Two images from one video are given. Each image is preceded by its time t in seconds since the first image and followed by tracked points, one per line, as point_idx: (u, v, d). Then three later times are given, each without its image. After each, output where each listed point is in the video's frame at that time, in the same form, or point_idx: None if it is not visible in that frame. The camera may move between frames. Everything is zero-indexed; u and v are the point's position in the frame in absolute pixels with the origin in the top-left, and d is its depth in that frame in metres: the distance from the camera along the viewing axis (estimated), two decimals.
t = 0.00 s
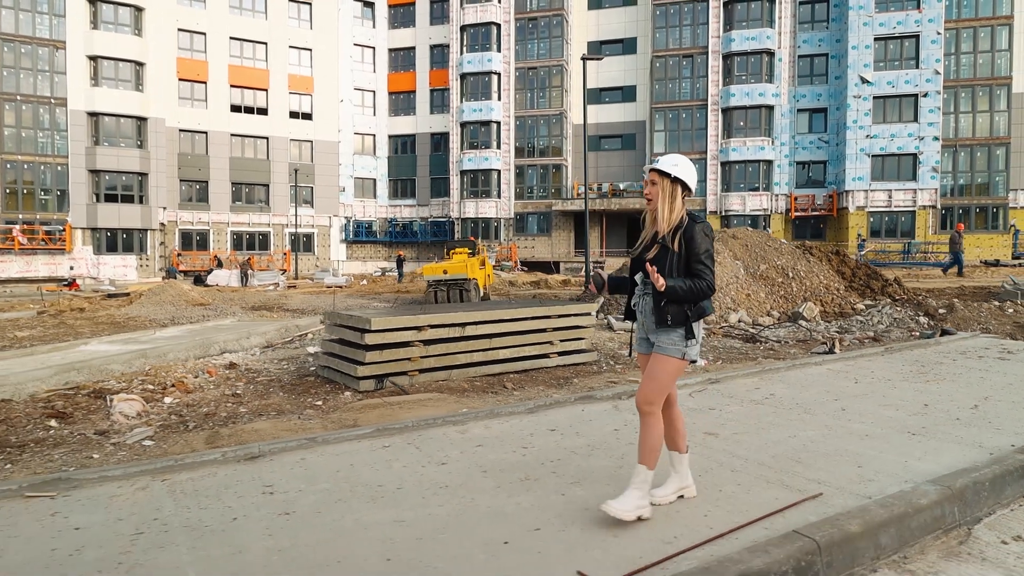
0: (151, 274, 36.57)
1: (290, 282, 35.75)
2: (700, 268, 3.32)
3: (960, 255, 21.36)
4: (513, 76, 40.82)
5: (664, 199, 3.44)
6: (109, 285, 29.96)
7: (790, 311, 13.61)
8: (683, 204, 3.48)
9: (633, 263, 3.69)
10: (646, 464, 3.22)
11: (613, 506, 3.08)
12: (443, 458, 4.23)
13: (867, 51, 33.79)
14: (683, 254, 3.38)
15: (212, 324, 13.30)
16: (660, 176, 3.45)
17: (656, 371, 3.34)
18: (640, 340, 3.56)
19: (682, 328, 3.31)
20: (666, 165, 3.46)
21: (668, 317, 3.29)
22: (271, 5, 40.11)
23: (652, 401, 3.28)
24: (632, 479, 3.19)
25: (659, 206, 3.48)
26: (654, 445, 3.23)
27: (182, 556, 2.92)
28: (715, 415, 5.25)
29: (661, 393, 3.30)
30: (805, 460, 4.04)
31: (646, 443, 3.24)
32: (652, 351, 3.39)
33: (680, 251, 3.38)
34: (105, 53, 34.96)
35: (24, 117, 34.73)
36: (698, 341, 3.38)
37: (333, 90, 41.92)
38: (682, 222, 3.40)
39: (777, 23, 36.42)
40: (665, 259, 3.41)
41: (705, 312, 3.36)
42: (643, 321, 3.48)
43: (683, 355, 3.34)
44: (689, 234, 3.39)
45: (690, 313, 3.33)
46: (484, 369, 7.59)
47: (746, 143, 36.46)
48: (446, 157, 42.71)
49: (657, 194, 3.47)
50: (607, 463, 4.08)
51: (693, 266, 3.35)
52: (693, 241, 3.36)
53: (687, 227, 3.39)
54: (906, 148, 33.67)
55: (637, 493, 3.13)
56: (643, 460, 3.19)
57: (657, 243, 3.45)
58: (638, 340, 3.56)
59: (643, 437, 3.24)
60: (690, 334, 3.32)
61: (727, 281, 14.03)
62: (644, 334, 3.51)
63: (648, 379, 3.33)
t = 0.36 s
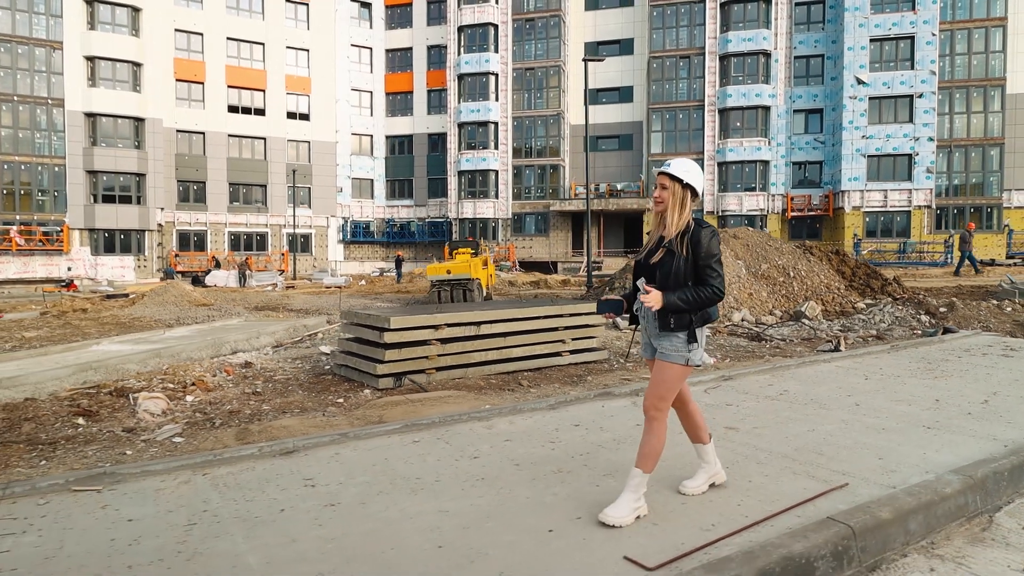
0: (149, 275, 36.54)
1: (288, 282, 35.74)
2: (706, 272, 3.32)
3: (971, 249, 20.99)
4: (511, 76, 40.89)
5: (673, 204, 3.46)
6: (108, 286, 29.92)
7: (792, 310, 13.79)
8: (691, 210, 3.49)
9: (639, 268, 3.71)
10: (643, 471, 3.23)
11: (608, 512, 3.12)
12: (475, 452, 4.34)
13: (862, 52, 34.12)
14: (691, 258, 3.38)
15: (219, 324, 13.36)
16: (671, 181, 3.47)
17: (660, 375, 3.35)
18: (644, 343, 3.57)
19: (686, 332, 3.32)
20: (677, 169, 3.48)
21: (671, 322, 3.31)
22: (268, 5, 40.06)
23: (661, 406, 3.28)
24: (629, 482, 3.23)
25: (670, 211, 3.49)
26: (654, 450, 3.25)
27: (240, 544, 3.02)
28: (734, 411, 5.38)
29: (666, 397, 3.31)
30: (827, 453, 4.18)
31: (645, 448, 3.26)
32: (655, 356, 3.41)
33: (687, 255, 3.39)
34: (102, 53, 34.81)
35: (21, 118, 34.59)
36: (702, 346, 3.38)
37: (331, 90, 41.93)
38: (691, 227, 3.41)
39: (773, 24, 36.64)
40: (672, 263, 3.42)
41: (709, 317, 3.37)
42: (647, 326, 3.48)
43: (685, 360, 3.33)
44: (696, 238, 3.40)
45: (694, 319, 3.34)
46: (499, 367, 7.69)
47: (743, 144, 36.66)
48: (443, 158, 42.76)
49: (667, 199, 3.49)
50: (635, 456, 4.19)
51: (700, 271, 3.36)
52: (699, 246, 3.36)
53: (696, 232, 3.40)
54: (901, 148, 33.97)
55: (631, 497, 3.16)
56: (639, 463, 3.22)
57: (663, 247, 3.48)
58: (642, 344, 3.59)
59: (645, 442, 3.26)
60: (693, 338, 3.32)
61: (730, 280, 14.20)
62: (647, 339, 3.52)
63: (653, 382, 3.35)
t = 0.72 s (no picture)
0: (147, 275, 36.49)
1: (287, 282, 35.73)
2: (719, 266, 3.39)
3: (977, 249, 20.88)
4: (509, 77, 40.94)
5: (686, 198, 3.52)
6: (105, 286, 29.85)
7: (795, 309, 13.93)
8: (698, 205, 3.56)
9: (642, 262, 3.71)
10: (674, 465, 3.33)
11: (645, 505, 3.19)
12: (504, 446, 4.43)
13: (859, 53, 34.36)
14: (703, 253, 3.43)
15: (226, 324, 13.41)
16: (683, 176, 3.54)
17: (674, 369, 3.39)
18: (647, 338, 3.56)
19: (701, 326, 3.36)
20: (689, 163, 3.53)
21: (691, 316, 3.33)
22: (267, 5, 40.04)
23: (682, 400, 3.37)
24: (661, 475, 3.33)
25: (681, 205, 3.54)
26: (681, 443, 3.35)
27: (289, 534, 3.10)
28: (752, 406, 5.49)
29: (682, 392, 3.38)
30: (848, 446, 4.29)
31: (671, 443, 3.35)
32: (669, 351, 3.42)
33: (699, 249, 3.43)
34: (101, 53, 34.75)
35: (19, 117, 34.45)
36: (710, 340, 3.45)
37: (329, 90, 41.95)
38: (703, 221, 3.46)
39: (770, 26, 36.83)
40: (684, 256, 3.44)
41: (718, 311, 3.45)
42: (656, 320, 3.47)
43: (699, 354, 3.39)
44: (706, 232, 3.46)
45: (708, 313, 3.40)
46: (513, 364, 7.77)
47: (741, 145, 36.91)
48: (442, 158, 42.80)
49: (678, 193, 3.53)
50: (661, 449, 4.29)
51: (712, 265, 3.42)
52: (710, 240, 3.43)
53: (707, 226, 3.45)
54: (897, 149, 34.23)
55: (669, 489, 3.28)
56: (671, 457, 3.32)
57: (675, 239, 3.49)
58: (647, 340, 3.57)
59: (672, 438, 3.35)
60: (705, 332, 3.38)
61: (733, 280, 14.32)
62: (655, 333, 3.51)
63: (668, 376, 3.40)
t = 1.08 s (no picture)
0: (144, 277, 36.36)
1: (285, 283, 35.73)
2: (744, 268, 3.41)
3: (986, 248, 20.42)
4: (506, 78, 40.99)
5: (707, 198, 3.46)
6: (103, 289, 29.74)
7: (797, 309, 14.06)
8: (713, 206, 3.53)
9: (656, 261, 3.53)
10: (703, 459, 3.39)
11: (678, 501, 3.29)
12: (530, 444, 4.51)
13: (854, 55, 34.61)
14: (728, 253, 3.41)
15: (232, 325, 13.45)
16: (703, 174, 3.47)
17: (704, 369, 3.36)
18: (666, 340, 3.44)
19: (730, 327, 3.38)
20: (706, 163, 3.48)
21: (727, 318, 3.32)
22: (263, 6, 39.96)
23: (710, 399, 3.39)
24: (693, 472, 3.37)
25: (702, 204, 3.47)
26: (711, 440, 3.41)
27: (333, 530, 3.17)
28: (767, 404, 5.60)
29: (707, 393, 3.38)
30: (866, 442, 4.40)
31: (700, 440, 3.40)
32: (701, 354, 3.35)
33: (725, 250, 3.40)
34: (97, 54, 34.58)
35: (15, 118, 34.19)
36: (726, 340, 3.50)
37: (326, 91, 41.90)
38: (726, 223, 3.44)
39: (766, 27, 37.02)
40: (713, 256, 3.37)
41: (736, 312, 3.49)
42: (683, 320, 3.37)
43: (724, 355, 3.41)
44: (730, 233, 3.44)
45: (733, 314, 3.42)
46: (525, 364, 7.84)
47: (737, 145, 37.14)
48: (439, 158, 42.83)
49: (700, 192, 3.45)
50: (684, 446, 4.38)
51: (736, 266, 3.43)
52: (735, 241, 3.42)
53: (731, 227, 3.43)
54: (892, 150, 34.48)
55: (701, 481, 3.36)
56: (704, 455, 3.37)
57: (703, 240, 3.40)
58: (666, 341, 3.43)
59: (702, 435, 3.38)
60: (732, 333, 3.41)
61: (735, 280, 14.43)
62: (678, 334, 3.41)
63: (696, 377, 3.38)
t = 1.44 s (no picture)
0: (135, 277, 36.10)
1: (278, 284, 35.56)
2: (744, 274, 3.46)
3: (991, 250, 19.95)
4: (501, 79, 41.07)
5: (706, 205, 3.45)
6: (93, 289, 29.46)
7: (793, 310, 14.22)
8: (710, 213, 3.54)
9: (657, 267, 3.49)
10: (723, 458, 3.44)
11: (706, 496, 3.36)
12: (548, 443, 4.57)
13: (844, 59, 34.94)
14: (729, 259, 3.44)
15: (232, 326, 13.42)
16: (700, 182, 3.47)
17: (714, 374, 3.40)
18: (673, 347, 3.43)
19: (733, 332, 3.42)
20: (704, 170, 3.47)
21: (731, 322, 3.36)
22: (256, 6, 39.81)
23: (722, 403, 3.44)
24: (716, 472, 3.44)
25: (702, 211, 3.47)
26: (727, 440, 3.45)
27: (367, 526, 3.23)
28: (776, 402, 5.69)
29: (718, 396, 3.43)
30: (877, 438, 4.50)
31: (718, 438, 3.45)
32: (707, 361, 3.38)
33: (727, 256, 3.43)
34: (88, 52, 34.33)
35: (4, 116, 33.80)
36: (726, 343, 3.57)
37: (319, 91, 41.79)
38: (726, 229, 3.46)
39: (758, 31, 37.31)
40: (716, 263, 3.39)
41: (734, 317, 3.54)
42: (690, 328, 3.37)
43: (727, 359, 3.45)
44: (729, 240, 3.47)
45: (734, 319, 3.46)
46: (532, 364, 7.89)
47: (729, 148, 37.35)
48: (433, 159, 42.80)
49: (698, 200, 3.46)
50: (700, 444, 4.46)
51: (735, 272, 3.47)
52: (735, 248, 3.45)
53: (730, 233, 3.46)
54: (882, 153, 34.85)
55: (720, 480, 3.42)
56: (725, 451, 3.41)
57: (705, 247, 3.41)
58: (670, 347, 3.43)
59: (721, 433, 3.43)
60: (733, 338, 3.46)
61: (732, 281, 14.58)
62: (685, 341, 3.40)
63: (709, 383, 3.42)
